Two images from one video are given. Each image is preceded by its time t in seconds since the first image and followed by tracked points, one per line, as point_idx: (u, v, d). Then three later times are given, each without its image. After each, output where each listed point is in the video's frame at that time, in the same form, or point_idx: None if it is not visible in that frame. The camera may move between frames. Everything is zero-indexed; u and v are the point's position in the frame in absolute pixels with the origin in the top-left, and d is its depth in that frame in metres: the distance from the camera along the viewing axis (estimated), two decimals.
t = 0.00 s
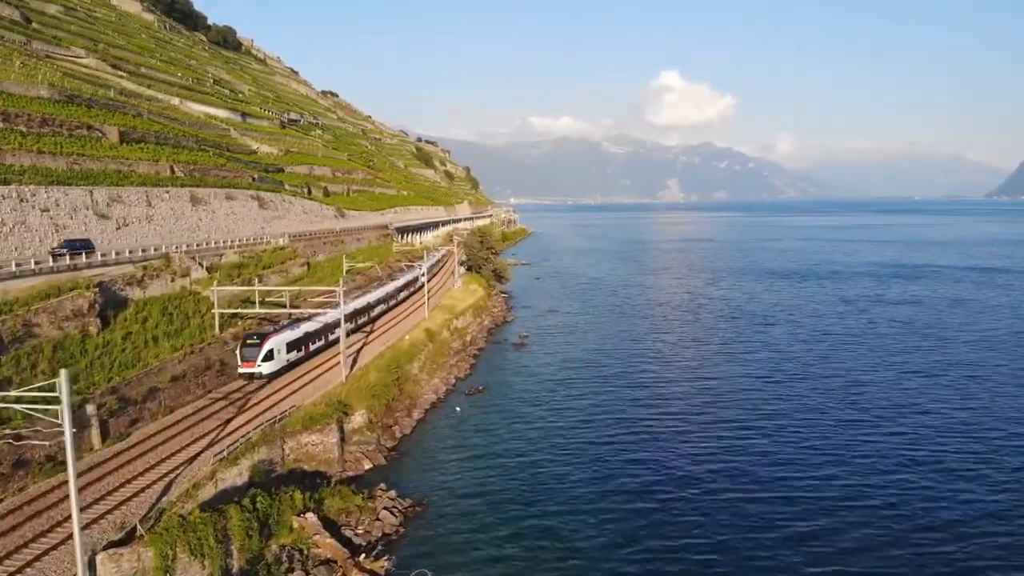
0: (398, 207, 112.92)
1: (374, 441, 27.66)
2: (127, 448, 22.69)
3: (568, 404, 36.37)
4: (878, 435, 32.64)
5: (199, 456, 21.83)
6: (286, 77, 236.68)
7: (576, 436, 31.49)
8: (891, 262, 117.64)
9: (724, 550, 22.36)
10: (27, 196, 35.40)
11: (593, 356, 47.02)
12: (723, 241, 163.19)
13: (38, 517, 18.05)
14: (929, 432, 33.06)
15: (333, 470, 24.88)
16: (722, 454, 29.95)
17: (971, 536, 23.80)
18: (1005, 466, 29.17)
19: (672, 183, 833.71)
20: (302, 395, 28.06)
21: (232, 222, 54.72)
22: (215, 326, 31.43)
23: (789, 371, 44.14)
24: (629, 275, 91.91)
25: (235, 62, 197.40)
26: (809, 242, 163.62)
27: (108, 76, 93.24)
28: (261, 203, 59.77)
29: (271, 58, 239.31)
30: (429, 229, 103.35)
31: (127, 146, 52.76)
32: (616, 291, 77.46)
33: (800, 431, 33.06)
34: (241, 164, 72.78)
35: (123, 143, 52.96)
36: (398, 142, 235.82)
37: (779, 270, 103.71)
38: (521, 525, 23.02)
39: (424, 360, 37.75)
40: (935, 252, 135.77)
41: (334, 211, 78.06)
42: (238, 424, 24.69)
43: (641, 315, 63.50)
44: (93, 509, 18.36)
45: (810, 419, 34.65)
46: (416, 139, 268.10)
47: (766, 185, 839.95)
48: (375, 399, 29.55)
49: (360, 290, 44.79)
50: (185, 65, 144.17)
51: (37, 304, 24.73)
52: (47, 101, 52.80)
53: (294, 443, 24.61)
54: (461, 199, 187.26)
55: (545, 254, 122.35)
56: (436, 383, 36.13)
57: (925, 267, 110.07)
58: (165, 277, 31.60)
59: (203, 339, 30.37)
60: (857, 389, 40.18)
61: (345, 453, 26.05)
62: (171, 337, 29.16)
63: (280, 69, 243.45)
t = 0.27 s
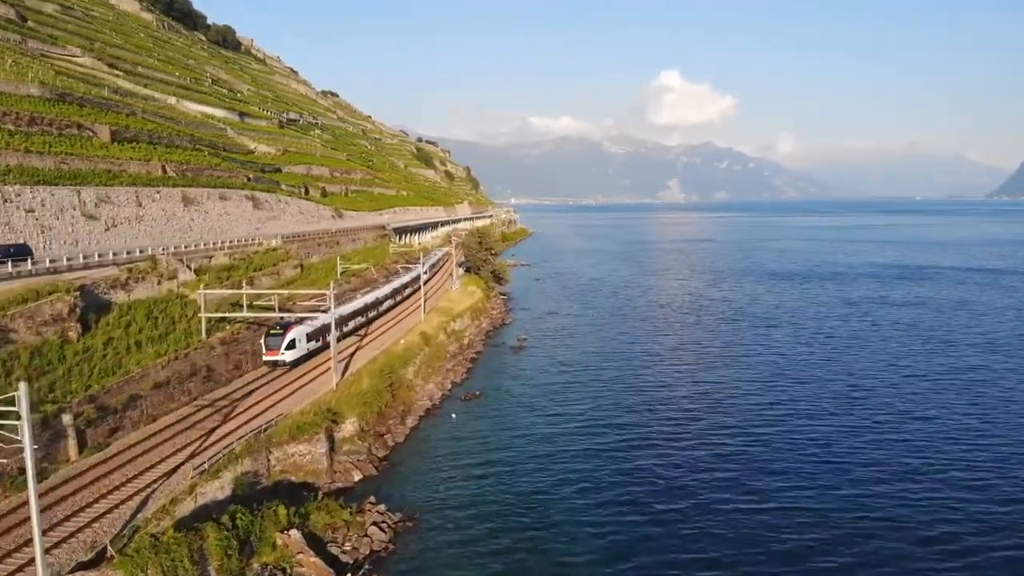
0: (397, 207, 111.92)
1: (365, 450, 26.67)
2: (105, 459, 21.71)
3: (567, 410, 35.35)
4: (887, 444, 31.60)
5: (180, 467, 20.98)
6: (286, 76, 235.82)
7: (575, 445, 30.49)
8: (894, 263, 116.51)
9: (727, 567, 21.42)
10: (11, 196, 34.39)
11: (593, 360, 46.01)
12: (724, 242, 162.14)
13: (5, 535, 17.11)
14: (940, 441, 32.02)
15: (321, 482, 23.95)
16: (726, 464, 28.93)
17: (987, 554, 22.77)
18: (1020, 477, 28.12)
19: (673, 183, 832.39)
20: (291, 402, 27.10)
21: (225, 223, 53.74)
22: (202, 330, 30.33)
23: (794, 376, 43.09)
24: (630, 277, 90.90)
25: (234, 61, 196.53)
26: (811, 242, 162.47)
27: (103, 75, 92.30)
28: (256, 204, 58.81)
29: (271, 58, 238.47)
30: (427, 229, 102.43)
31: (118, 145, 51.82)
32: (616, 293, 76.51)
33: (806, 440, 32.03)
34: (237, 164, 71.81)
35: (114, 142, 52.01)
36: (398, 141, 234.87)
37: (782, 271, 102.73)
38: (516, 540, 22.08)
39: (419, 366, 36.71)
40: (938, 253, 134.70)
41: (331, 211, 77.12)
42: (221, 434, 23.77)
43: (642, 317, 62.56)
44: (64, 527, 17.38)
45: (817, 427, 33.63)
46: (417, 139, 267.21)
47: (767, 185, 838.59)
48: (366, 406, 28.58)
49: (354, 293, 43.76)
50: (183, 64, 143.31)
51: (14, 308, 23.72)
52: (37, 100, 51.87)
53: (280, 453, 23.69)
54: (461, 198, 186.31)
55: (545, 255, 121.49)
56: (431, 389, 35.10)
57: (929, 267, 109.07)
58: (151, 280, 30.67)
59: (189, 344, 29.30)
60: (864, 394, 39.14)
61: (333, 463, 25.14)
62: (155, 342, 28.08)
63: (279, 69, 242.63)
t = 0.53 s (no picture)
0: (396, 208, 110.81)
1: (356, 460, 25.68)
2: (83, 470, 20.75)
3: (567, 417, 34.28)
4: (897, 454, 30.51)
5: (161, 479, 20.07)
6: (286, 77, 234.96)
7: (575, 455, 29.42)
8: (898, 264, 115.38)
9: None
10: None
11: (594, 365, 44.89)
12: (726, 243, 161.11)
13: None
14: (952, 451, 30.93)
15: (308, 495, 23.05)
16: (731, 476, 27.86)
17: (1006, 573, 21.69)
18: None
19: (674, 184, 831.07)
20: (279, 411, 26.15)
21: (219, 224, 52.72)
22: (189, 336, 29.30)
23: (799, 381, 41.96)
24: (630, 278, 89.84)
25: (234, 61, 195.70)
26: (814, 243, 161.32)
27: (99, 75, 91.38)
28: (251, 204, 57.84)
29: (271, 58, 237.75)
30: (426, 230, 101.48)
31: (110, 145, 50.89)
32: (617, 295, 75.53)
33: (813, 450, 30.95)
34: (232, 164, 70.85)
35: (105, 142, 51.07)
36: (399, 142, 233.97)
37: (784, 272, 101.74)
38: (510, 556, 21.14)
39: (415, 371, 35.53)
40: (942, 254, 133.61)
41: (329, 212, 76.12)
42: (204, 445, 22.92)
43: (643, 320, 61.58)
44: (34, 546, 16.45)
45: (824, 436, 32.54)
46: (417, 139, 266.29)
47: (768, 185, 837.33)
48: (357, 414, 27.58)
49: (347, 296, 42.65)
50: (182, 64, 142.48)
51: None
52: (27, 99, 50.94)
53: (265, 465, 22.81)
54: (461, 199, 185.33)
55: (545, 256, 120.46)
56: (427, 395, 33.95)
57: (933, 269, 108.02)
58: (136, 283, 29.68)
59: (173, 349, 28.24)
60: (872, 401, 38.06)
61: (322, 475, 24.19)
62: (138, 348, 27.02)
63: (278, 69, 241.83)
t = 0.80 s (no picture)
0: (395, 208, 109.81)
1: (347, 471, 24.70)
2: (60, 483, 19.80)
3: (566, 424, 33.31)
4: (906, 464, 29.56)
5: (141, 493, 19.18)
6: (286, 77, 234.09)
7: (574, 464, 28.46)
8: (901, 265, 114.22)
9: None
10: None
11: (594, 369, 43.90)
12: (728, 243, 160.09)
13: None
14: (963, 460, 29.97)
15: (296, 508, 22.17)
16: (736, 487, 26.91)
17: None
18: None
19: (675, 184, 829.72)
20: (266, 420, 25.21)
21: (212, 225, 51.73)
22: (175, 341, 28.33)
23: (804, 386, 40.98)
24: (631, 280, 88.82)
25: (233, 61, 194.84)
26: (816, 244, 160.19)
27: (94, 74, 90.41)
28: (246, 205, 56.82)
29: (271, 58, 236.89)
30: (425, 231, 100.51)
31: (100, 145, 49.92)
32: (618, 296, 74.54)
33: (820, 459, 29.99)
34: (228, 164, 69.88)
35: (96, 142, 50.09)
36: (399, 142, 233.06)
37: (787, 273, 100.76)
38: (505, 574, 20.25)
39: (411, 376, 34.51)
40: (946, 255, 132.57)
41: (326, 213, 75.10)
42: (185, 458, 22.03)
43: (644, 322, 60.61)
44: (18, 555, 15.95)
45: (830, 445, 31.58)
46: (417, 139, 265.31)
47: (769, 185, 836.02)
48: (348, 423, 26.61)
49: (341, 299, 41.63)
50: (180, 64, 141.56)
51: None
52: (17, 98, 49.98)
53: (250, 479, 21.92)
54: (461, 200, 184.34)
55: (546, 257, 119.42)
56: (422, 401, 32.95)
57: (937, 270, 106.99)
58: (120, 286, 28.68)
59: (158, 356, 27.25)
60: (879, 407, 37.12)
61: (310, 487, 23.29)
62: (120, 354, 26.01)
63: (278, 69, 240.92)
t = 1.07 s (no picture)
0: (394, 209, 108.86)
1: (334, 483, 23.76)
2: (32, 499, 18.83)
3: (564, 432, 32.37)
4: (913, 475, 28.68)
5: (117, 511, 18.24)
6: (286, 77, 233.35)
7: (572, 475, 27.55)
8: (905, 267, 113.14)
9: None
10: None
11: (594, 374, 42.96)
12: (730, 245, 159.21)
13: None
14: (972, 471, 29.08)
15: (281, 523, 21.24)
16: (738, 500, 26.00)
17: None
18: None
19: (677, 185, 828.65)
20: (252, 429, 24.22)
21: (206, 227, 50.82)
22: (159, 347, 27.42)
23: (807, 392, 40.05)
24: (632, 282, 87.88)
25: (232, 61, 194.15)
26: (819, 245, 159.18)
27: (90, 74, 89.56)
28: (240, 206, 55.80)
29: (271, 58, 236.16)
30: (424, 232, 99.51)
31: (91, 145, 49.04)
32: (619, 299, 73.59)
33: (824, 470, 29.09)
34: (223, 165, 69.00)
35: (87, 142, 49.20)
36: (399, 143, 232.22)
37: (790, 275, 99.72)
38: None
39: (405, 382, 33.57)
40: (949, 257, 131.52)
41: (323, 214, 74.14)
42: (165, 472, 21.08)
43: (645, 325, 59.65)
44: None
45: (835, 454, 30.67)
46: (418, 140, 264.55)
47: (770, 186, 834.63)
48: (338, 432, 25.65)
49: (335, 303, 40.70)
50: (178, 63, 140.78)
51: None
52: (6, 97, 49.08)
53: (233, 493, 20.98)
54: (461, 200, 183.41)
55: (547, 258, 118.44)
56: (417, 408, 32.00)
57: (942, 271, 105.94)
58: (104, 290, 27.76)
59: (140, 363, 26.31)
60: (885, 414, 36.20)
61: (296, 500, 22.33)
62: (101, 362, 25.08)
63: (278, 69, 240.35)
